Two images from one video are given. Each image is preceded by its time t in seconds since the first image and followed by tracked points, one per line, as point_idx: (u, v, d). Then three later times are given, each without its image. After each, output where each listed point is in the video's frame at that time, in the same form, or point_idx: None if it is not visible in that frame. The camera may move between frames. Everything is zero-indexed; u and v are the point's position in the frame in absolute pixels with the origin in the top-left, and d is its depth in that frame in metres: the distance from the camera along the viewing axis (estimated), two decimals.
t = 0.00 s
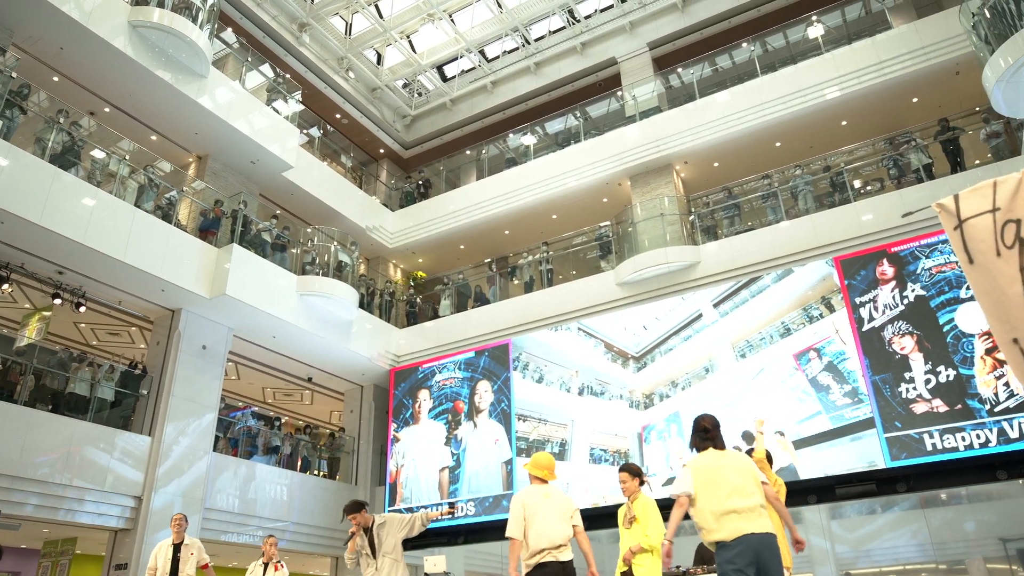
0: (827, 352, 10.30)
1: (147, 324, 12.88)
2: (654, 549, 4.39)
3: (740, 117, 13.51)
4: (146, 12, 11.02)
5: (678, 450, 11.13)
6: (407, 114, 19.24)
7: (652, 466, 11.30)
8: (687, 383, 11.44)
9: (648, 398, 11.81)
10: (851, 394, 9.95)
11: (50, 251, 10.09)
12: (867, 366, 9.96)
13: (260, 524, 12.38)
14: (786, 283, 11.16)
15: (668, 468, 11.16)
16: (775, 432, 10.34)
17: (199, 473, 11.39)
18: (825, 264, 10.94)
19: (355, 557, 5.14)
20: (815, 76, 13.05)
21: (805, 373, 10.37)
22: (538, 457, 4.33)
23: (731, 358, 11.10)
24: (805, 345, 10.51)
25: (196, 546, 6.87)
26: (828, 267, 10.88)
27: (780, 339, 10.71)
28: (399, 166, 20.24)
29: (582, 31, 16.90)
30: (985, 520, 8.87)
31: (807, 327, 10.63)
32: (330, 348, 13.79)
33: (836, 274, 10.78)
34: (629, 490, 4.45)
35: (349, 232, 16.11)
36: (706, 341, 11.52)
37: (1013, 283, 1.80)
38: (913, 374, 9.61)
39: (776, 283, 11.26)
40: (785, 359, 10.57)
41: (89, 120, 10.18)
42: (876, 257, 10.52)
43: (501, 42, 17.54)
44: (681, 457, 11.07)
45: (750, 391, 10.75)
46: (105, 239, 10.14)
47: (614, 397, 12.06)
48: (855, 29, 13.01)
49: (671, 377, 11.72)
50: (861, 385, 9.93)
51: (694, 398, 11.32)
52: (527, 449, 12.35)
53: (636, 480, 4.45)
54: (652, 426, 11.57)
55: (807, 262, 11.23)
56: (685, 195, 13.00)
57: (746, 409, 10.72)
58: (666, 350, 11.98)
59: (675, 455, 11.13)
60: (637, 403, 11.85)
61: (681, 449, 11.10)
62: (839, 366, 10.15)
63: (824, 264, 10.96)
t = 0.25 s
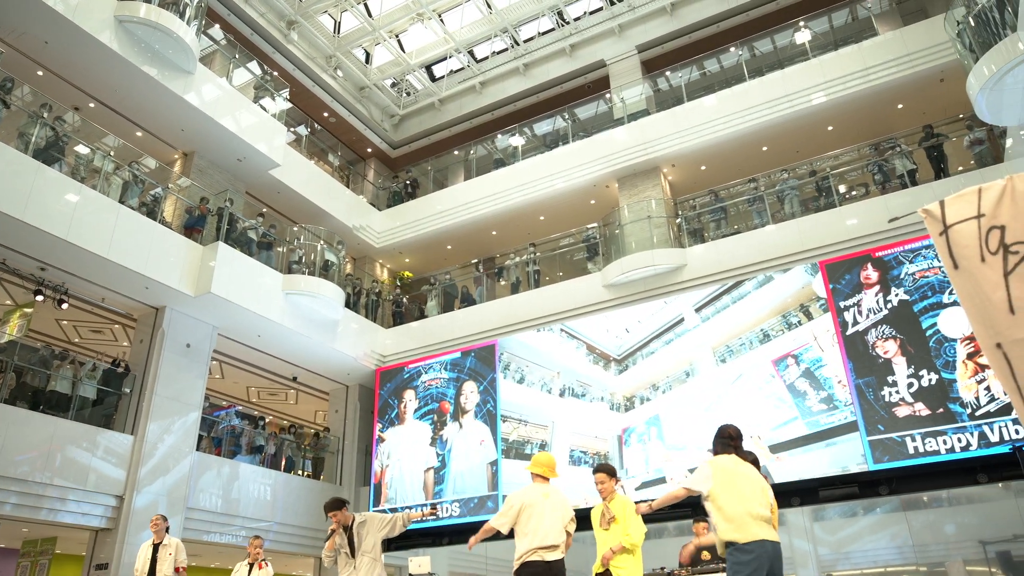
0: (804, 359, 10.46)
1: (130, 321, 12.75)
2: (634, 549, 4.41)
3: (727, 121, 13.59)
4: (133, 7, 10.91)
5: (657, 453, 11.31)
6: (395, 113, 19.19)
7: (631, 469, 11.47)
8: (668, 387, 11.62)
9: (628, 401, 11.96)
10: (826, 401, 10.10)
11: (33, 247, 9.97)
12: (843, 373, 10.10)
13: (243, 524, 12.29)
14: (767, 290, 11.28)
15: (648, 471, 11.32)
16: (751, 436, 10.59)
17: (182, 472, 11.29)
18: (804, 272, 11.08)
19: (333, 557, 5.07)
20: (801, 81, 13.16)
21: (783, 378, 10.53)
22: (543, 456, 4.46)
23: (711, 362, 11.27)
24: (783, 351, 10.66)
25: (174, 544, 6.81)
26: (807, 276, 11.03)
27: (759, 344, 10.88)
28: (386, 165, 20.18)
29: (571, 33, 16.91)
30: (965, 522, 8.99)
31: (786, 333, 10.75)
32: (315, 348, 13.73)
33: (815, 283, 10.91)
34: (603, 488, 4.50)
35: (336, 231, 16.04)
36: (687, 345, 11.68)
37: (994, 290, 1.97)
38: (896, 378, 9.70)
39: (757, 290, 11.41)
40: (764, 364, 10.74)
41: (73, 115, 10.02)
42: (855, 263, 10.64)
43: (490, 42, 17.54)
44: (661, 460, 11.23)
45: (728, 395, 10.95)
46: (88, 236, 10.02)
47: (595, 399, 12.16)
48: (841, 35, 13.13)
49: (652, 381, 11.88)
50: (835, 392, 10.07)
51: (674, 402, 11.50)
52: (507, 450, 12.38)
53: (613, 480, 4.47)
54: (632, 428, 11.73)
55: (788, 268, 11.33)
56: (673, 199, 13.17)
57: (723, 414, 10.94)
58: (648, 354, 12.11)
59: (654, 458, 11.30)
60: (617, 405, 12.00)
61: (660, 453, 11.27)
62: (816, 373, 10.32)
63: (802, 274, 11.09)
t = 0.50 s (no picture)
0: (779, 365, 10.71)
1: (111, 318, 12.60)
2: (616, 547, 4.40)
3: (713, 125, 13.67)
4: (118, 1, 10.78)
5: (635, 455, 11.53)
6: (382, 112, 19.12)
7: (608, 472, 11.68)
8: (647, 391, 11.86)
9: (607, 404, 12.20)
10: (800, 407, 10.34)
11: (12, 242, 9.82)
12: (817, 381, 10.33)
13: (224, 524, 12.19)
14: (746, 296, 11.47)
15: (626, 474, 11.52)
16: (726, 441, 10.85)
17: (162, 471, 11.18)
18: (782, 280, 11.31)
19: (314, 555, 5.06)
20: (786, 87, 13.27)
21: (758, 384, 10.80)
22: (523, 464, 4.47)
23: (690, 366, 11.52)
24: (759, 358, 10.93)
25: (155, 547, 6.73)
26: (785, 284, 11.25)
27: (736, 350, 11.17)
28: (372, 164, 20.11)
29: (559, 34, 16.93)
30: (943, 525, 9.08)
31: (763, 341, 11.01)
32: (298, 347, 13.64)
33: (792, 291, 11.13)
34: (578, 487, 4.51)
35: (321, 230, 15.95)
36: (665, 349, 11.89)
37: (976, 292, 3.31)
38: (878, 382, 9.79)
39: (735, 297, 11.58)
40: (741, 370, 11.02)
41: (56, 109, 9.88)
42: (832, 270, 10.78)
43: (478, 43, 17.52)
44: (639, 463, 11.45)
45: (704, 400, 11.22)
46: (70, 231, 9.91)
47: (574, 401, 12.38)
48: (826, 41, 13.25)
49: (631, 384, 12.10)
50: (809, 399, 10.31)
51: (652, 405, 11.76)
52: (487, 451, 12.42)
53: (586, 480, 4.54)
54: (610, 430, 11.98)
55: (766, 274, 11.45)
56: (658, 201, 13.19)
57: (700, 418, 11.16)
58: (627, 357, 12.32)
59: (632, 461, 11.52)
60: (596, 407, 12.25)
61: (638, 456, 11.49)
62: (790, 379, 10.56)
63: (780, 282, 11.31)
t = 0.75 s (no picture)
0: (759, 370, 10.63)
1: (95, 316, 12.47)
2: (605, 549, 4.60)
3: (701, 128, 13.74)
4: None
5: (615, 458, 11.31)
6: (371, 111, 19.05)
7: (589, 474, 11.47)
8: (629, 394, 11.67)
9: (588, 406, 11.95)
10: (778, 412, 10.27)
11: None
12: (795, 386, 10.28)
13: (207, 523, 12.09)
14: (728, 301, 11.47)
15: (606, 476, 11.31)
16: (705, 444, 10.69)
17: (145, 471, 11.07)
18: (764, 286, 11.24)
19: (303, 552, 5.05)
20: (773, 91, 13.35)
21: (738, 389, 10.68)
22: (498, 470, 4.43)
23: (672, 370, 11.37)
24: (740, 362, 10.82)
25: (138, 546, 6.67)
26: (766, 290, 11.18)
27: (718, 354, 11.03)
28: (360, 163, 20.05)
29: (549, 36, 16.94)
30: (925, 528, 9.22)
31: (743, 346, 10.91)
32: (284, 346, 13.56)
33: (773, 297, 11.08)
34: (565, 491, 4.65)
35: (308, 228, 15.87)
36: (648, 353, 11.77)
37: (960, 297, 3.35)
38: (861, 385, 9.87)
39: (717, 302, 11.57)
40: (722, 375, 10.89)
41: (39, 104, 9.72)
42: (811, 275, 10.90)
43: (467, 43, 17.51)
44: (619, 466, 11.23)
45: (684, 404, 11.06)
46: (54, 228, 9.79)
47: (556, 403, 12.18)
48: (814, 47, 13.36)
49: (612, 387, 11.90)
50: (788, 404, 10.25)
51: (634, 408, 11.55)
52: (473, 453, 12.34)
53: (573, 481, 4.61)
54: (591, 433, 11.74)
55: (748, 280, 11.45)
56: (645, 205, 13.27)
57: (682, 423, 10.98)
58: (609, 359, 12.17)
59: (613, 463, 11.30)
60: (578, 409, 12.00)
61: (619, 458, 11.28)
62: (770, 385, 10.47)
63: (761, 288, 11.24)
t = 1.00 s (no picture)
0: (738, 376, 10.73)
1: (78, 313, 12.32)
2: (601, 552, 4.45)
3: (689, 131, 13.80)
4: None
5: (595, 460, 11.38)
6: (359, 110, 18.98)
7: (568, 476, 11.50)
8: (610, 397, 11.72)
9: (570, 408, 12.01)
10: (755, 417, 10.41)
11: None
12: (773, 392, 10.40)
13: (190, 523, 11.98)
14: (709, 307, 11.58)
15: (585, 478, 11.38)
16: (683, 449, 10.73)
17: (128, 470, 10.95)
18: (745, 293, 11.33)
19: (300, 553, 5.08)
20: (761, 95, 13.44)
21: (717, 394, 10.79)
22: (485, 473, 4.54)
23: (653, 374, 11.46)
24: (719, 368, 10.93)
25: (121, 549, 6.58)
26: (747, 297, 11.28)
27: (698, 360, 11.14)
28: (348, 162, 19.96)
29: (538, 37, 16.94)
30: (907, 530, 9.18)
31: (723, 351, 11.01)
32: (269, 345, 13.48)
33: (753, 305, 11.17)
34: (562, 490, 4.59)
35: (294, 227, 15.76)
36: (630, 357, 11.84)
37: (943, 301, 3.53)
38: (845, 389, 9.94)
39: (699, 308, 11.69)
40: (701, 380, 10.99)
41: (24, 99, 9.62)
42: (793, 283, 10.98)
43: (457, 43, 17.48)
44: (599, 469, 11.30)
45: (663, 408, 11.16)
46: (38, 224, 9.68)
47: (537, 404, 12.24)
48: (801, 52, 13.45)
49: (594, 389, 11.96)
50: (765, 410, 10.37)
51: (615, 410, 11.61)
52: (462, 454, 12.28)
53: (570, 481, 4.61)
54: (572, 435, 11.79)
55: (730, 286, 11.55)
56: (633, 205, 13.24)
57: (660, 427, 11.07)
58: (592, 362, 12.24)
59: (592, 465, 11.38)
60: (560, 411, 12.06)
61: (598, 461, 11.35)
62: (748, 391, 10.58)
63: (742, 295, 11.33)
